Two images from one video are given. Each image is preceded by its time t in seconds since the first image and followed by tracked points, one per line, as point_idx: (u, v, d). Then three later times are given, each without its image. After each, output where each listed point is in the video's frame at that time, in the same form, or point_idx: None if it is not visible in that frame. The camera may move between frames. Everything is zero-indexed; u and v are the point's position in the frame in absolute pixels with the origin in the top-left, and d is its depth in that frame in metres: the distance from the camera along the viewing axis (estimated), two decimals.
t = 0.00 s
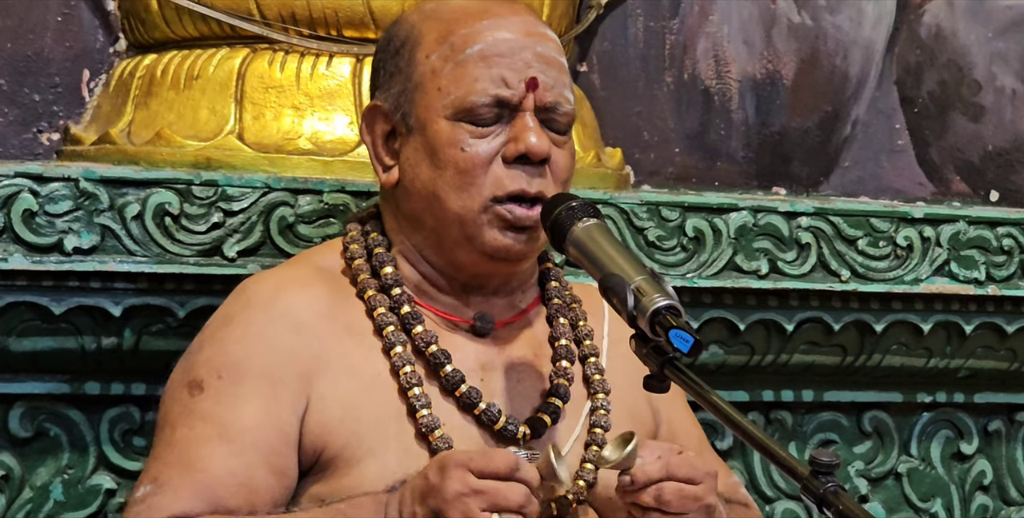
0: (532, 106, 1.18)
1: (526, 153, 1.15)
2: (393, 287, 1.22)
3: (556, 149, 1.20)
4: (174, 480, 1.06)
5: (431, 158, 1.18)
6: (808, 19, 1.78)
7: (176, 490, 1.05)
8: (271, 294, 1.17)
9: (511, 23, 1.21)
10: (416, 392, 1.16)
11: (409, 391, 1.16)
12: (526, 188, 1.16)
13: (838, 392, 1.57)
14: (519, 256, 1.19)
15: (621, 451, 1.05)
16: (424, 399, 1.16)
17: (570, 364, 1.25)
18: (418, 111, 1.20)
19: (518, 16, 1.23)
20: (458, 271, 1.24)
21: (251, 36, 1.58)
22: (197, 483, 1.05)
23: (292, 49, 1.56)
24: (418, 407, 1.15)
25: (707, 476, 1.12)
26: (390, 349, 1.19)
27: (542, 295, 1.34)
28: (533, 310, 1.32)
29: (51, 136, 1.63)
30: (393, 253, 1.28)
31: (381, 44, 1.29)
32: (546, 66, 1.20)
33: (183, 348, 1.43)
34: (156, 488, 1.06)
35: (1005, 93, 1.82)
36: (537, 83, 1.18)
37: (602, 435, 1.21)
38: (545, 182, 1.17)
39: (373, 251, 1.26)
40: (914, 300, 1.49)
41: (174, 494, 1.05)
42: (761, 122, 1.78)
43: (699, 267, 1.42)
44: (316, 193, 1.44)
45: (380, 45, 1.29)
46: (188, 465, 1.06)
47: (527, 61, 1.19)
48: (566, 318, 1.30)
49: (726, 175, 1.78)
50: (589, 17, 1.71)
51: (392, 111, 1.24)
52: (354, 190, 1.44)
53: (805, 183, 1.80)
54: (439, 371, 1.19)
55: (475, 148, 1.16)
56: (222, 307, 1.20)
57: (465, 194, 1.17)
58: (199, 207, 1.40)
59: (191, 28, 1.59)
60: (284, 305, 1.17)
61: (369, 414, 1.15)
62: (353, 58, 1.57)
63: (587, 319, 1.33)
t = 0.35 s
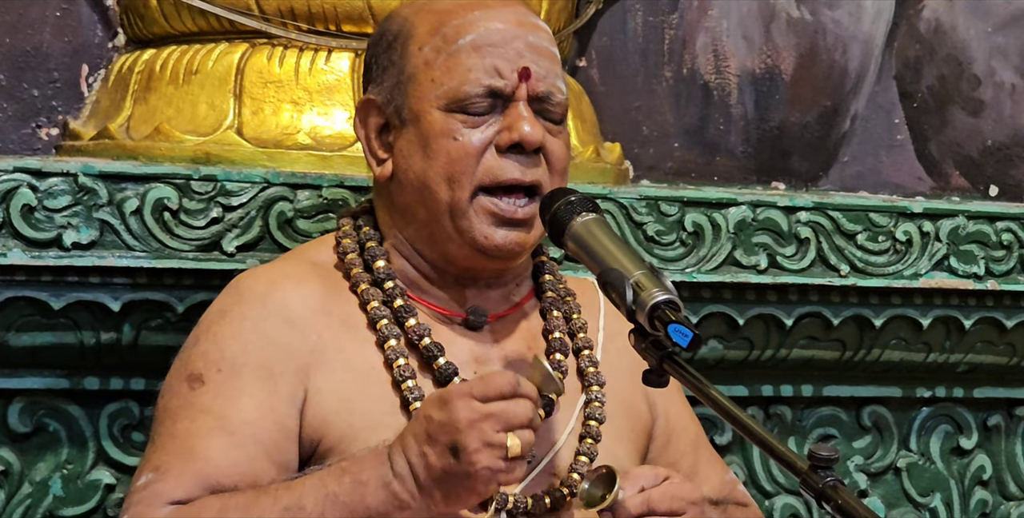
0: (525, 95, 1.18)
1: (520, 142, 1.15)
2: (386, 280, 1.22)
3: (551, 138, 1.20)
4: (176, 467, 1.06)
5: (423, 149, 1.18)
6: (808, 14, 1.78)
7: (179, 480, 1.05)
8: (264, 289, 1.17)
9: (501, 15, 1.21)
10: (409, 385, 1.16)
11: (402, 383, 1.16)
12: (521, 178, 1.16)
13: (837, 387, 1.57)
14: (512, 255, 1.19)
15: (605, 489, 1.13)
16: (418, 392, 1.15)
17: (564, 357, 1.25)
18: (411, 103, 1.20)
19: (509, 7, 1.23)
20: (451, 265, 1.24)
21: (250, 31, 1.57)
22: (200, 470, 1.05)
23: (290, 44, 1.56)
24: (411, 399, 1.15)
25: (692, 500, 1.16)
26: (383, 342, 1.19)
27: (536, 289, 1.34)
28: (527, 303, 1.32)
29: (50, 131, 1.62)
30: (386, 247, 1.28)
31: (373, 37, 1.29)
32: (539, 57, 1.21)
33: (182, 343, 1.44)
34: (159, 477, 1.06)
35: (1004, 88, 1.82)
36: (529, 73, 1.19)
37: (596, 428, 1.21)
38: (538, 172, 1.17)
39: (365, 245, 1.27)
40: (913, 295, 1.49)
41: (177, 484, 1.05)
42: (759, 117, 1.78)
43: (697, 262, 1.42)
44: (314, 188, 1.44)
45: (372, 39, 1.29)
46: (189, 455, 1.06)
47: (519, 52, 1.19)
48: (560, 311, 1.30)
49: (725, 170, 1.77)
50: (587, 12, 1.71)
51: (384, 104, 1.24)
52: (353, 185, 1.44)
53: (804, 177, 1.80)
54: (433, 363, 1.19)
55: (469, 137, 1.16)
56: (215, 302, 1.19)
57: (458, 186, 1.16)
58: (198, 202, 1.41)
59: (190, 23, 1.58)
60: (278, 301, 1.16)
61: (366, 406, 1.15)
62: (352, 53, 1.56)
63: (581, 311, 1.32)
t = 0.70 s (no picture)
0: (529, 94, 1.18)
1: (527, 141, 1.16)
2: (385, 280, 1.23)
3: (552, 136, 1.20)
4: (180, 469, 1.05)
5: (427, 148, 1.18)
6: (808, 10, 1.78)
7: (184, 480, 1.05)
8: (265, 287, 1.17)
9: (499, 12, 1.22)
10: (410, 384, 1.16)
11: (402, 382, 1.16)
12: (531, 176, 1.16)
13: (838, 384, 1.57)
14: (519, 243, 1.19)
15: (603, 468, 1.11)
16: (418, 391, 1.16)
17: (563, 354, 1.25)
18: (411, 102, 1.20)
19: (508, 4, 1.23)
20: (455, 260, 1.24)
21: (251, 28, 1.57)
22: (205, 471, 1.05)
23: (290, 42, 1.56)
24: (411, 399, 1.15)
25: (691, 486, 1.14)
26: (384, 341, 1.19)
27: (534, 285, 1.34)
28: (526, 300, 1.32)
29: (50, 129, 1.62)
30: (386, 245, 1.28)
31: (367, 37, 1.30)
32: (539, 53, 1.21)
33: (182, 340, 1.44)
34: (163, 475, 1.05)
35: (1004, 85, 1.82)
36: (532, 71, 1.19)
37: (596, 424, 1.21)
38: (547, 169, 1.17)
39: (364, 244, 1.27)
40: (913, 292, 1.49)
41: (182, 483, 1.05)
42: (760, 114, 1.78)
43: (698, 259, 1.42)
44: (314, 185, 1.44)
45: (369, 37, 1.29)
46: (195, 454, 1.06)
47: (520, 49, 1.20)
48: (559, 308, 1.30)
49: (725, 167, 1.77)
50: (588, 9, 1.71)
51: (384, 102, 1.24)
52: (354, 182, 1.44)
53: (804, 174, 1.80)
54: (432, 362, 1.19)
55: (475, 138, 1.16)
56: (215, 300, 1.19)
57: (464, 184, 1.16)
58: (198, 199, 1.40)
59: (190, 20, 1.58)
60: (279, 298, 1.17)
61: (366, 405, 1.15)
62: (352, 50, 1.56)
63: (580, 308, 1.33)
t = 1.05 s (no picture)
0: (533, 99, 1.17)
1: (527, 148, 1.15)
2: (385, 280, 1.22)
3: (555, 141, 1.19)
4: (179, 469, 1.04)
5: (429, 149, 1.18)
6: (809, 7, 1.77)
7: (183, 478, 1.04)
8: (265, 286, 1.16)
9: (504, 13, 1.20)
10: (410, 384, 1.15)
11: (402, 382, 1.16)
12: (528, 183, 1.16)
13: (839, 383, 1.56)
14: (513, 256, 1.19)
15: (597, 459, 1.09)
16: (418, 391, 1.15)
17: (564, 354, 1.24)
18: (413, 102, 1.19)
19: (511, 6, 1.22)
20: (450, 263, 1.24)
21: (248, 26, 1.56)
22: (204, 470, 1.04)
23: (288, 39, 1.55)
24: (411, 399, 1.14)
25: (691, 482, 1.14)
26: (383, 340, 1.18)
27: (535, 285, 1.33)
28: (526, 300, 1.31)
29: (46, 127, 1.62)
30: (385, 245, 1.27)
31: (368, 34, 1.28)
32: (544, 56, 1.20)
33: (179, 340, 1.43)
34: (162, 475, 1.05)
35: (1005, 82, 1.81)
36: (537, 76, 1.17)
37: (596, 426, 1.21)
38: (544, 177, 1.17)
39: (363, 244, 1.26)
40: (914, 290, 1.49)
41: (181, 482, 1.04)
42: (760, 112, 1.77)
43: (698, 257, 1.42)
44: (312, 183, 1.43)
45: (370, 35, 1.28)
46: (194, 453, 1.05)
47: (525, 52, 1.19)
48: (559, 308, 1.29)
49: (726, 164, 1.77)
50: (587, 7, 1.70)
51: (386, 102, 1.23)
52: (352, 180, 1.43)
53: (805, 172, 1.79)
54: (432, 362, 1.18)
55: (476, 141, 1.16)
56: (213, 301, 1.18)
57: (463, 188, 1.16)
58: (195, 198, 1.40)
59: (187, 17, 1.57)
60: (278, 298, 1.15)
61: (366, 404, 1.15)
62: (350, 47, 1.55)
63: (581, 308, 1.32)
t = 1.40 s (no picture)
0: (537, 100, 1.06)
1: (530, 155, 1.04)
2: (380, 284, 1.10)
3: (559, 143, 1.08)
4: (149, 490, 0.94)
5: (426, 153, 1.06)
6: None
7: (155, 500, 0.93)
8: (249, 289, 1.05)
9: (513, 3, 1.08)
10: (406, 399, 1.04)
11: (397, 397, 1.05)
12: (532, 192, 1.05)
13: (868, 393, 1.45)
14: (521, 253, 1.08)
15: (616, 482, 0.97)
16: (414, 406, 1.04)
17: (572, 365, 1.13)
18: (409, 96, 1.08)
19: None
20: (449, 269, 1.12)
21: (227, 7, 1.45)
22: (177, 494, 0.93)
23: (270, 22, 1.44)
24: (408, 415, 1.04)
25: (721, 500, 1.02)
26: (378, 352, 1.07)
27: (542, 290, 1.22)
28: (532, 306, 1.20)
29: (8, 117, 1.48)
30: (379, 246, 1.15)
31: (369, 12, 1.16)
32: (553, 55, 1.08)
33: (152, 348, 1.32)
34: (127, 499, 0.94)
35: None
36: (543, 75, 1.06)
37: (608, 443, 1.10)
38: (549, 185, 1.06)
39: (357, 244, 1.14)
40: (948, 293, 1.37)
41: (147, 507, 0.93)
42: (782, 100, 1.66)
43: (714, 258, 1.30)
44: (297, 178, 1.31)
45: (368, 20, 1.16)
46: (162, 475, 0.94)
47: (531, 49, 1.07)
48: (568, 315, 1.18)
49: (745, 157, 1.65)
50: None
51: (381, 94, 1.12)
52: (340, 174, 1.31)
53: (831, 165, 1.67)
54: (431, 375, 1.07)
55: (474, 146, 1.05)
56: (191, 307, 1.07)
57: (462, 196, 1.05)
58: (170, 194, 1.29)
59: None
60: (262, 304, 1.04)
61: (357, 421, 1.03)
62: (337, 31, 1.44)
63: (594, 316, 1.21)
